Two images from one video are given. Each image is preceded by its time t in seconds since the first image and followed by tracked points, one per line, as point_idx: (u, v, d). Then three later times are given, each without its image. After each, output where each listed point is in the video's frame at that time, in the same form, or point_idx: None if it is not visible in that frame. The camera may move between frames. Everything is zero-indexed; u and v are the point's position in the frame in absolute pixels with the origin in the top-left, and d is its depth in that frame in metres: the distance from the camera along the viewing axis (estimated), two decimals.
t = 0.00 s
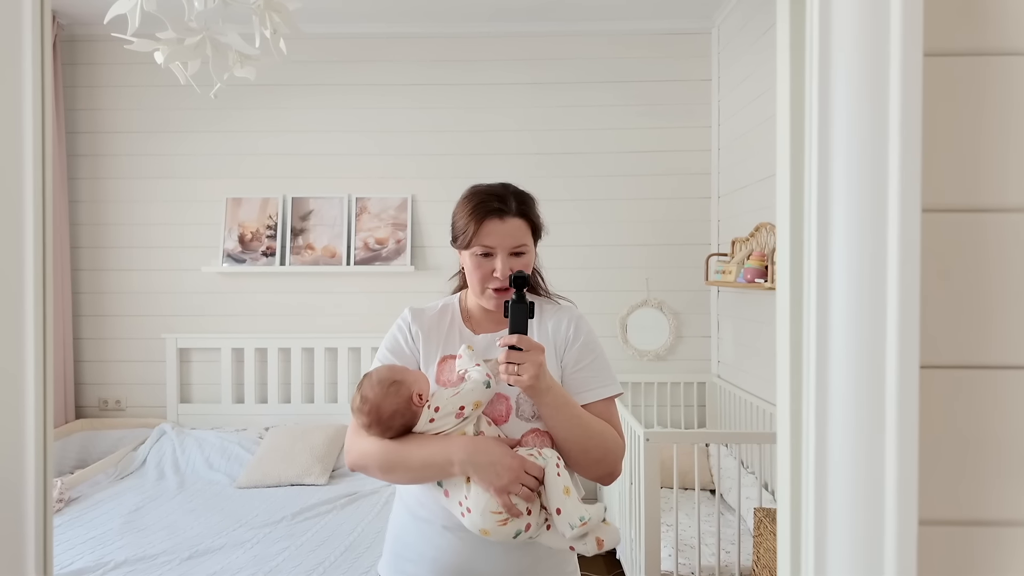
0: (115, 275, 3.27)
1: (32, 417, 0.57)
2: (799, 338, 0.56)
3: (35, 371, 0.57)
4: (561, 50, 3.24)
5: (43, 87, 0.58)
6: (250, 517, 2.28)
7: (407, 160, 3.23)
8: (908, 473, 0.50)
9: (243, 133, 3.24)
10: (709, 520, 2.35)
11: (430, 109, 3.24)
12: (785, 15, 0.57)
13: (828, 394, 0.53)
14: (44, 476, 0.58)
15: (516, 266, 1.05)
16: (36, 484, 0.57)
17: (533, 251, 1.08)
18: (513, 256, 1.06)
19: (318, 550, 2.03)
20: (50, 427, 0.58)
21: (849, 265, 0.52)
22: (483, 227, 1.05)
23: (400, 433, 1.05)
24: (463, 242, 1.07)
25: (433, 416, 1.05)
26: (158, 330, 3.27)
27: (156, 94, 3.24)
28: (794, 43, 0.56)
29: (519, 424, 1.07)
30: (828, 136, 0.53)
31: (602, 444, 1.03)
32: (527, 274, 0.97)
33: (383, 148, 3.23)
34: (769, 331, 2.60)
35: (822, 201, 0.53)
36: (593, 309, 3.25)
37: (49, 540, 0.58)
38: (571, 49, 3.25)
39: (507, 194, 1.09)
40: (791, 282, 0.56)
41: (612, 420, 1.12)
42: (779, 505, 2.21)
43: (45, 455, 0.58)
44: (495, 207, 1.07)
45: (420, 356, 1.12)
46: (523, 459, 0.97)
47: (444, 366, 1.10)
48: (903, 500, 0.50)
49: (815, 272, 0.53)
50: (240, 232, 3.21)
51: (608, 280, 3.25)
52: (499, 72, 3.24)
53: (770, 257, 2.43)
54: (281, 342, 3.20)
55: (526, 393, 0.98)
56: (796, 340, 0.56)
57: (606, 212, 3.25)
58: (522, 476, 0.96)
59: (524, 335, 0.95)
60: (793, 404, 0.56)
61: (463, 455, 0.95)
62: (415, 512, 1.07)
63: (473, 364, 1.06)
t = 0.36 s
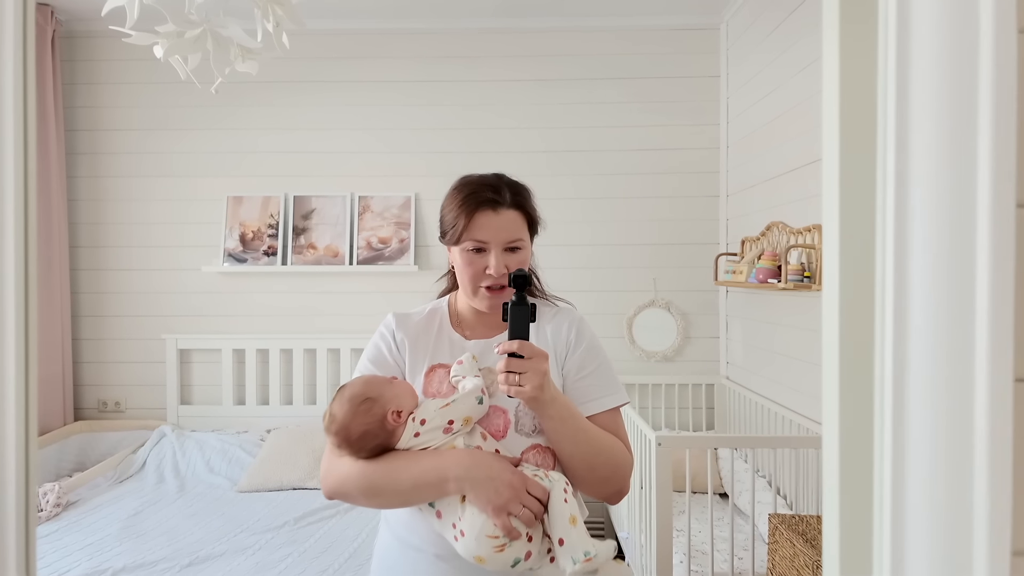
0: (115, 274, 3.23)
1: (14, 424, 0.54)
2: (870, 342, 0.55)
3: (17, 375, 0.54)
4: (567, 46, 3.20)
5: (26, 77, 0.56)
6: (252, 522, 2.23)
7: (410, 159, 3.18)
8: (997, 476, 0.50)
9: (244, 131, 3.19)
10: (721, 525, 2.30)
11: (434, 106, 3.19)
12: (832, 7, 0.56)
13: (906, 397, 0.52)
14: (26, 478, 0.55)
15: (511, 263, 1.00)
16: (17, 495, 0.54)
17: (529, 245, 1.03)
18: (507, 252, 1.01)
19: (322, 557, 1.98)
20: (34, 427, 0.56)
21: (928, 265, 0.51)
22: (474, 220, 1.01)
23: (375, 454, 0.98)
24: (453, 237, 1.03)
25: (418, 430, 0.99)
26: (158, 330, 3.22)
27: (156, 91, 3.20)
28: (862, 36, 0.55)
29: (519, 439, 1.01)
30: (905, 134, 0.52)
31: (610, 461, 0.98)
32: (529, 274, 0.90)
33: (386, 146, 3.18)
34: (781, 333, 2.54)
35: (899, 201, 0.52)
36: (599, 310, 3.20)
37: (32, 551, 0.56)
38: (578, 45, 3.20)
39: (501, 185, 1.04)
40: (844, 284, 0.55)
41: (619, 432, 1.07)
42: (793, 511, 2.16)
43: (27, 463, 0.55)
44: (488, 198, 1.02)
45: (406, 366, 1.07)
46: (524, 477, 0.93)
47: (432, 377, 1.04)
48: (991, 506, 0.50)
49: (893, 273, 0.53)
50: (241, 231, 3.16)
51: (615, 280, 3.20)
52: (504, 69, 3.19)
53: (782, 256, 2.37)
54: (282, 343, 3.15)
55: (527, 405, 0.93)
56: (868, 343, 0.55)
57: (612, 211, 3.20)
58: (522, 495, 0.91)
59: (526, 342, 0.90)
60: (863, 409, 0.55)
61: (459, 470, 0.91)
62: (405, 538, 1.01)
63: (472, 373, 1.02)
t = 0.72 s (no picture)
0: (114, 275, 3.18)
1: None
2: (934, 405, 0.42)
3: None
4: (571, 43, 3.15)
5: None
6: (253, 527, 2.19)
7: (412, 157, 3.14)
8: None
9: (244, 129, 3.15)
10: (731, 530, 2.26)
11: (436, 104, 3.15)
12: None
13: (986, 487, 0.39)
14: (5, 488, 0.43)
15: (506, 260, 0.96)
16: None
17: (526, 241, 0.99)
18: (502, 248, 0.97)
19: (322, 564, 1.94)
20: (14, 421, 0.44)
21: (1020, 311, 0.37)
22: (466, 214, 0.97)
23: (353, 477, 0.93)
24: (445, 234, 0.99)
25: (408, 446, 0.94)
26: (157, 331, 3.18)
27: (154, 90, 3.15)
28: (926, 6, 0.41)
29: (519, 456, 0.96)
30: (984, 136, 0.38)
31: (620, 482, 0.94)
32: (528, 272, 0.87)
33: (387, 145, 3.14)
34: (790, 334, 2.50)
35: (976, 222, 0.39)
36: (604, 311, 3.16)
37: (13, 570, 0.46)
38: (582, 42, 3.15)
39: (495, 176, 1.00)
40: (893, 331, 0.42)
41: (627, 446, 1.03)
42: (805, 516, 2.12)
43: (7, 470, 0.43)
44: (480, 189, 0.98)
45: (396, 375, 1.04)
46: (526, 504, 0.88)
47: (424, 389, 1.01)
48: None
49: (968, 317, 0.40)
50: (241, 231, 3.12)
51: (620, 280, 3.16)
52: (507, 66, 3.15)
53: (792, 256, 2.33)
54: (283, 344, 3.11)
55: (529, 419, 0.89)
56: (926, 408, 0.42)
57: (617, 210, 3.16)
58: (522, 523, 0.86)
59: (527, 348, 0.85)
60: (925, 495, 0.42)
61: (454, 494, 0.87)
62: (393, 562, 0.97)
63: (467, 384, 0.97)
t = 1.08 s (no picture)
0: (115, 275, 3.18)
1: None
2: (945, 412, 0.42)
3: None
4: (572, 43, 3.15)
5: None
6: (254, 528, 2.19)
7: (414, 158, 3.14)
8: None
9: (244, 129, 3.14)
10: (734, 531, 2.25)
11: (437, 104, 3.14)
12: None
13: (1000, 490, 0.38)
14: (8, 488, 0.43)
15: (504, 264, 0.96)
16: None
17: (524, 242, 0.98)
18: (500, 252, 0.96)
19: (324, 565, 1.93)
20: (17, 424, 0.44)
21: None
22: (462, 218, 0.96)
23: (352, 471, 0.93)
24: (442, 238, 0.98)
25: (411, 442, 0.94)
26: (158, 332, 3.17)
27: (155, 90, 3.15)
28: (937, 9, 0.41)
29: (523, 458, 0.95)
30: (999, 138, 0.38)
31: (624, 483, 0.94)
32: (529, 273, 0.86)
33: (388, 145, 3.13)
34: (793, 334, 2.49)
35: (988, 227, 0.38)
36: (606, 311, 3.15)
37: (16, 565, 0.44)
38: (584, 42, 3.15)
39: (490, 177, 0.99)
40: (903, 337, 0.42)
41: (631, 448, 1.02)
42: (807, 516, 2.11)
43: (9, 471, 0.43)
44: (475, 192, 0.97)
45: (398, 378, 1.03)
46: (532, 510, 0.88)
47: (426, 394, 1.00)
48: None
49: (979, 318, 0.39)
50: (242, 231, 3.11)
51: (622, 281, 3.15)
52: (509, 66, 3.15)
53: (794, 256, 2.33)
54: (284, 345, 3.11)
55: (532, 420, 0.88)
56: (937, 416, 0.41)
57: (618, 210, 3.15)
58: (529, 529, 0.86)
59: (528, 349, 0.85)
60: (936, 500, 0.42)
61: (461, 495, 0.86)
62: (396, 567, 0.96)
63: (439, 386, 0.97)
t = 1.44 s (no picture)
0: (117, 276, 3.20)
1: (12, 410, 0.43)
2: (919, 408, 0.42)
3: (14, 342, 0.43)
4: (571, 46, 3.17)
5: None
6: (254, 527, 2.20)
7: (413, 160, 3.16)
8: None
9: (245, 131, 3.17)
10: (731, 530, 2.27)
11: (437, 106, 3.16)
12: None
13: (962, 484, 0.39)
14: (27, 483, 0.44)
15: (492, 257, 0.97)
16: (15, 492, 0.43)
17: (516, 237, 0.99)
18: (489, 246, 0.98)
19: (323, 565, 1.95)
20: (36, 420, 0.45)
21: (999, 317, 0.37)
22: (453, 215, 1.01)
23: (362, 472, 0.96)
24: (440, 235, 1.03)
25: (417, 437, 0.96)
26: (160, 333, 3.20)
27: (158, 93, 3.17)
28: (914, 9, 0.42)
29: (527, 451, 0.97)
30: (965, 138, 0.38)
31: (624, 475, 0.96)
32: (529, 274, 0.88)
33: (388, 147, 3.15)
34: (790, 335, 2.51)
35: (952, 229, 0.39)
36: (605, 312, 3.17)
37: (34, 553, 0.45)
38: (583, 44, 3.17)
39: (484, 178, 1.03)
40: (882, 335, 0.42)
41: (631, 442, 1.04)
42: (803, 516, 2.13)
43: (27, 465, 0.44)
44: (465, 190, 1.01)
45: (409, 377, 1.05)
46: (533, 503, 0.90)
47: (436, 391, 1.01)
48: None
49: (945, 315, 0.40)
50: (243, 233, 3.14)
51: (621, 282, 3.17)
52: (509, 68, 3.17)
53: (791, 257, 2.35)
54: (285, 345, 3.13)
55: (533, 414, 0.90)
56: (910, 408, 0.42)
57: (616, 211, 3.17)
58: (529, 521, 0.88)
59: (529, 346, 0.87)
60: (909, 499, 0.42)
61: (464, 489, 0.87)
62: (405, 552, 0.98)
63: (449, 381, 0.99)
